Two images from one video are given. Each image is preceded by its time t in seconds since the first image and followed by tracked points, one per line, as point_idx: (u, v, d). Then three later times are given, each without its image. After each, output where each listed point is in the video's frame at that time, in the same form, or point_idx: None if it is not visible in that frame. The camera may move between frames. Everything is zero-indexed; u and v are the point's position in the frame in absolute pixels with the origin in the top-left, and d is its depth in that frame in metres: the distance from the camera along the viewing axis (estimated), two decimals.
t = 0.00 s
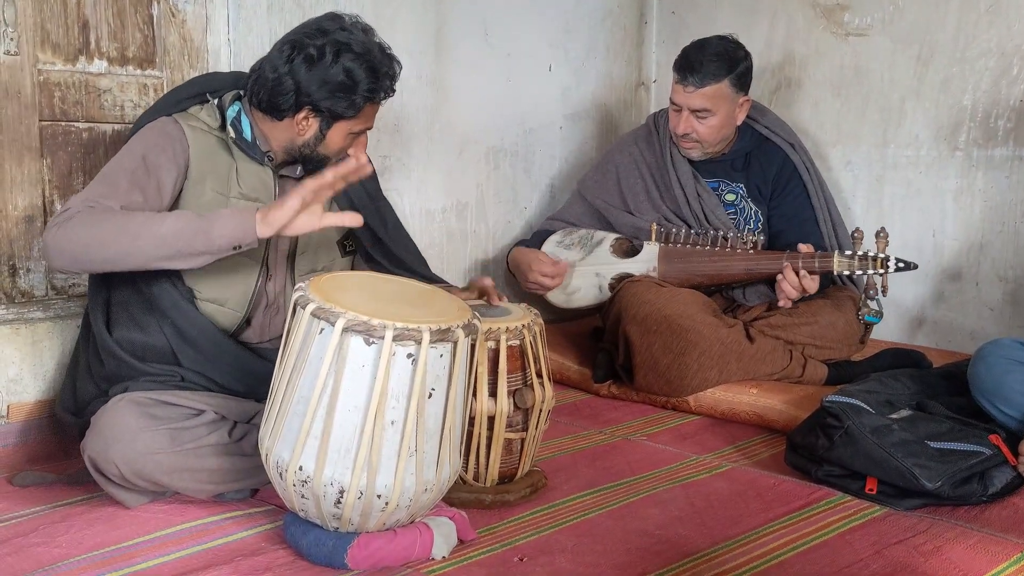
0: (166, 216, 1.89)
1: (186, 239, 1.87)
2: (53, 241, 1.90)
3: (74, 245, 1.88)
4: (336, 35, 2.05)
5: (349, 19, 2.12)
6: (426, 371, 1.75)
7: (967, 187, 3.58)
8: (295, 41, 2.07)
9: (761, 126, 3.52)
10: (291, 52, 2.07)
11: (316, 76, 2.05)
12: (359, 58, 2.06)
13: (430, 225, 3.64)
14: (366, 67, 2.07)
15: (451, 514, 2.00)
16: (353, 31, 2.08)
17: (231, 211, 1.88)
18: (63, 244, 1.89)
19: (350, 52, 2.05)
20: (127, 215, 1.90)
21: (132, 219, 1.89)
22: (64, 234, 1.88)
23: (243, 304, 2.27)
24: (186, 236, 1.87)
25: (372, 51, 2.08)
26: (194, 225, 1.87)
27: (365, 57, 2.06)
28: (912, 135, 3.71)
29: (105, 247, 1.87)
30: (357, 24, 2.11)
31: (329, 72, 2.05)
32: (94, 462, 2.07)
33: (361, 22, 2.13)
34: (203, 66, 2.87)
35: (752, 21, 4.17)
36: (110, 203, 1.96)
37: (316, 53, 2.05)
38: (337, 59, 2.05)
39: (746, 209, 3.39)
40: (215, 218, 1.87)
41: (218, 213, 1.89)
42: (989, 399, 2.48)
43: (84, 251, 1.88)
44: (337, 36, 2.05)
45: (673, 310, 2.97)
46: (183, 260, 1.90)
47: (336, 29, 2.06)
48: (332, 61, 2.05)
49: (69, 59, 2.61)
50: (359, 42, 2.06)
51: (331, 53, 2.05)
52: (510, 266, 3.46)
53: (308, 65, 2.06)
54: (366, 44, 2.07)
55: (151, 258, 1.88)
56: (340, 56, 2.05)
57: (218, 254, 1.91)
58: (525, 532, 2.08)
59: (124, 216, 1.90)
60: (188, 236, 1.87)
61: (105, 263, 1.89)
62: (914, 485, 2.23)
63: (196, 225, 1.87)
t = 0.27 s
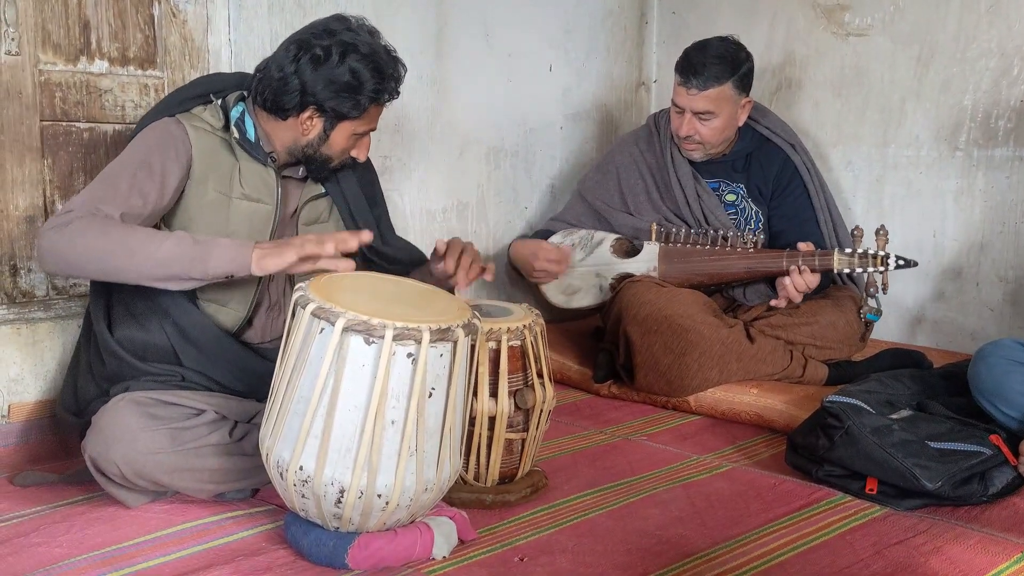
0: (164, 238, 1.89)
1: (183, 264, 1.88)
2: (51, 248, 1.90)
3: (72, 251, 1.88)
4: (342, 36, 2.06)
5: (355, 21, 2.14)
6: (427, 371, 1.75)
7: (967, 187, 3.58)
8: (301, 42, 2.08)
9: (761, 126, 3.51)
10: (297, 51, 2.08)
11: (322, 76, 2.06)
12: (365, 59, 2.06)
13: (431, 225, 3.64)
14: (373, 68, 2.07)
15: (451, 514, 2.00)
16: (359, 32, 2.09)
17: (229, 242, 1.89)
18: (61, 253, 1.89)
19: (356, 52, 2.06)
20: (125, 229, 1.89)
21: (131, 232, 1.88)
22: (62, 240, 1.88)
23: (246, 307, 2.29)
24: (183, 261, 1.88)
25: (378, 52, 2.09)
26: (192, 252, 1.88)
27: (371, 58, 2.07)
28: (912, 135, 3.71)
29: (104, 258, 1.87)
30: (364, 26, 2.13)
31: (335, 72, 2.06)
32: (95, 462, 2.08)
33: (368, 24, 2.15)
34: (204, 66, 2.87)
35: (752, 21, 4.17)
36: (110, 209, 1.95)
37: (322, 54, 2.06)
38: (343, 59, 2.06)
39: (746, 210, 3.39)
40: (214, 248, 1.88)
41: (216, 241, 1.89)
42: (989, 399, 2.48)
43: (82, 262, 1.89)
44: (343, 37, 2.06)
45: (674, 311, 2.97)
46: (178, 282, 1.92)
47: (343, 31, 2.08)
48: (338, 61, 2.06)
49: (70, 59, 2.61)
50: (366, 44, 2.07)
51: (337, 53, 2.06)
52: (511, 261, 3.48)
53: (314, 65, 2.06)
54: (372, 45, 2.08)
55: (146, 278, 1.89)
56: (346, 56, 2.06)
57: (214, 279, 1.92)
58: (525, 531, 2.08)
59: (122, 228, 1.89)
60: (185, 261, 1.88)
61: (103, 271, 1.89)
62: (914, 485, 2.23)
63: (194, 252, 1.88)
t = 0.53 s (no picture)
0: (168, 219, 1.89)
1: (189, 242, 1.88)
2: (55, 237, 1.90)
3: (76, 238, 1.88)
4: (336, 33, 2.06)
5: (350, 18, 2.14)
6: (426, 371, 1.75)
7: (967, 187, 3.58)
8: (294, 38, 2.07)
9: (763, 127, 3.51)
10: (290, 48, 2.07)
11: (314, 73, 2.06)
12: (357, 57, 2.06)
13: (431, 225, 3.64)
14: (365, 66, 2.07)
15: (451, 514, 2.00)
16: (352, 29, 2.09)
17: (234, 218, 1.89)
18: (64, 243, 1.89)
19: (349, 49, 2.06)
20: (130, 214, 1.90)
21: (134, 217, 1.89)
22: (65, 231, 1.88)
23: (243, 305, 2.29)
24: (189, 239, 1.88)
25: (371, 50, 2.09)
26: (197, 228, 1.88)
27: (364, 56, 2.07)
28: (913, 135, 3.71)
29: (107, 246, 1.87)
30: (358, 23, 2.13)
31: (327, 69, 2.05)
32: (95, 461, 2.08)
33: (362, 21, 2.15)
34: (204, 66, 2.87)
35: (752, 22, 4.17)
36: (112, 198, 1.95)
37: (315, 50, 2.05)
38: (335, 56, 2.05)
39: (748, 210, 3.39)
40: (219, 224, 1.89)
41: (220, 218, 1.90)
42: (989, 399, 2.48)
43: (86, 251, 1.88)
44: (336, 34, 2.06)
45: (672, 309, 2.98)
46: (185, 263, 1.91)
47: (336, 28, 2.07)
48: (330, 58, 2.05)
49: (70, 60, 2.61)
50: (359, 42, 2.07)
51: (329, 51, 2.05)
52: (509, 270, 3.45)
53: (307, 62, 2.06)
54: (366, 43, 2.08)
55: (152, 260, 1.89)
56: (339, 54, 2.05)
57: (221, 257, 1.92)
58: (525, 532, 2.08)
59: (126, 214, 1.90)
60: (191, 238, 1.88)
61: (107, 257, 1.88)
62: (914, 486, 2.23)
63: (200, 228, 1.88)
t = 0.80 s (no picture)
0: (175, 235, 1.89)
1: (193, 262, 1.88)
2: (59, 242, 1.89)
3: (81, 246, 1.88)
4: (337, 33, 2.05)
5: (350, 17, 2.13)
6: (428, 373, 1.75)
7: (967, 188, 3.58)
8: (296, 39, 2.07)
9: (763, 127, 3.51)
10: (292, 49, 2.07)
11: (317, 73, 2.06)
12: (359, 56, 2.06)
13: (432, 226, 3.65)
14: (367, 65, 2.07)
15: (451, 515, 2.00)
16: (354, 28, 2.08)
17: (239, 243, 1.90)
18: (68, 248, 1.89)
19: (351, 49, 2.06)
20: (135, 227, 1.89)
21: (140, 230, 1.89)
22: (69, 236, 1.88)
23: (245, 306, 2.30)
24: (194, 258, 1.88)
25: (373, 49, 2.09)
26: (203, 251, 1.88)
27: (366, 55, 2.07)
28: (913, 136, 3.72)
29: (111, 254, 1.87)
30: (358, 22, 2.12)
31: (329, 69, 2.05)
32: (95, 462, 2.07)
33: (363, 21, 2.14)
34: (205, 67, 2.87)
35: (753, 22, 4.17)
36: (117, 204, 1.95)
37: (316, 51, 2.05)
38: (338, 56, 2.05)
39: (748, 210, 3.39)
40: (225, 250, 1.89)
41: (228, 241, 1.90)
42: (989, 400, 2.48)
43: (89, 257, 1.88)
44: (338, 34, 2.05)
45: (673, 311, 2.98)
46: (188, 280, 1.91)
47: (338, 28, 2.06)
48: (333, 58, 2.05)
49: (71, 61, 2.61)
50: (360, 41, 2.07)
51: (332, 51, 2.05)
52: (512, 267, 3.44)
53: (309, 63, 2.06)
54: (367, 42, 2.08)
55: (156, 274, 1.89)
56: (341, 54, 2.05)
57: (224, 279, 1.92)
58: (525, 533, 2.08)
59: (132, 225, 1.89)
60: (196, 259, 1.88)
61: (112, 268, 1.89)
62: (915, 487, 2.23)
63: (205, 250, 1.88)
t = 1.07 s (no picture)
0: (169, 223, 1.90)
1: (186, 250, 1.89)
2: (52, 233, 1.89)
3: (74, 236, 1.87)
4: (341, 35, 2.05)
5: (354, 19, 2.13)
6: (428, 373, 1.75)
7: (968, 188, 3.58)
8: (301, 41, 2.07)
9: (763, 126, 3.51)
10: (296, 52, 2.07)
11: (322, 76, 2.06)
12: (364, 58, 2.06)
13: (432, 225, 3.65)
14: (372, 67, 2.07)
15: (451, 515, 2.00)
16: (358, 30, 2.08)
17: (238, 242, 1.90)
18: (63, 236, 1.88)
19: (355, 52, 2.06)
20: (129, 216, 1.89)
21: (133, 219, 1.89)
22: (64, 225, 1.87)
23: (246, 305, 2.29)
24: (187, 246, 1.89)
25: (378, 51, 2.09)
26: (196, 237, 1.89)
27: (371, 57, 2.07)
28: (913, 135, 3.71)
29: (108, 245, 1.87)
30: (362, 24, 2.12)
31: (335, 72, 2.05)
32: (96, 463, 2.08)
33: (367, 22, 2.14)
34: (205, 66, 2.87)
35: (753, 22, 4.17)
36: (113, 198, 1.94)
37: (321, 54, 2.05)
38: (343, 59, 2.05)
39: (748, 210, 3.39)
40: (218, 235, 1.90)
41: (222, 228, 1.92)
42: (989, 399, 2.48)
43: (84, 246, 1.87)
44: (342, 36, 2.05)
45: (674, 310, 2.98)
46: (183, 268, 1.92)
47: (342, 30, 2.06)
48: (338, 61, 2.05)
49: (71, 60, 2.61)
50: (365, 43, 2.07)
51: (337, 53, 2.05)
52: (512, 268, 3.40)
53: (314, 66, 2.06)
54: (371, 44, 2.08)
55: (151, 263, 1.89)
56: (346, 56, 2.05)
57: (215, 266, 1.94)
58: (525, 532, 2.08)
59: (126, 216, 1.89)
60: (189, 246, 1.89)
61: (106, 258, 1.88)
62: (915, 486, 2.23)
63: (198, 237, 1.89)
